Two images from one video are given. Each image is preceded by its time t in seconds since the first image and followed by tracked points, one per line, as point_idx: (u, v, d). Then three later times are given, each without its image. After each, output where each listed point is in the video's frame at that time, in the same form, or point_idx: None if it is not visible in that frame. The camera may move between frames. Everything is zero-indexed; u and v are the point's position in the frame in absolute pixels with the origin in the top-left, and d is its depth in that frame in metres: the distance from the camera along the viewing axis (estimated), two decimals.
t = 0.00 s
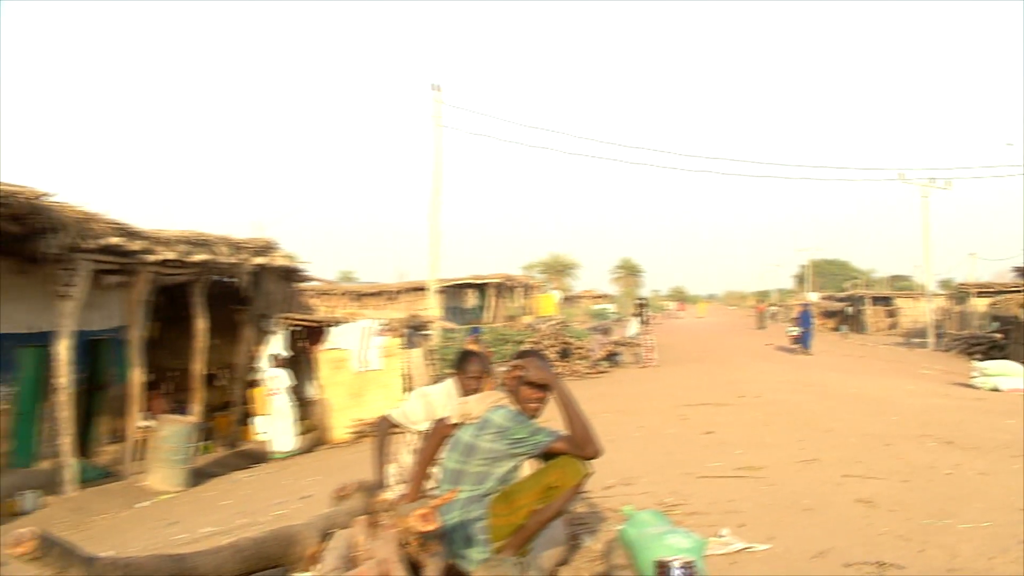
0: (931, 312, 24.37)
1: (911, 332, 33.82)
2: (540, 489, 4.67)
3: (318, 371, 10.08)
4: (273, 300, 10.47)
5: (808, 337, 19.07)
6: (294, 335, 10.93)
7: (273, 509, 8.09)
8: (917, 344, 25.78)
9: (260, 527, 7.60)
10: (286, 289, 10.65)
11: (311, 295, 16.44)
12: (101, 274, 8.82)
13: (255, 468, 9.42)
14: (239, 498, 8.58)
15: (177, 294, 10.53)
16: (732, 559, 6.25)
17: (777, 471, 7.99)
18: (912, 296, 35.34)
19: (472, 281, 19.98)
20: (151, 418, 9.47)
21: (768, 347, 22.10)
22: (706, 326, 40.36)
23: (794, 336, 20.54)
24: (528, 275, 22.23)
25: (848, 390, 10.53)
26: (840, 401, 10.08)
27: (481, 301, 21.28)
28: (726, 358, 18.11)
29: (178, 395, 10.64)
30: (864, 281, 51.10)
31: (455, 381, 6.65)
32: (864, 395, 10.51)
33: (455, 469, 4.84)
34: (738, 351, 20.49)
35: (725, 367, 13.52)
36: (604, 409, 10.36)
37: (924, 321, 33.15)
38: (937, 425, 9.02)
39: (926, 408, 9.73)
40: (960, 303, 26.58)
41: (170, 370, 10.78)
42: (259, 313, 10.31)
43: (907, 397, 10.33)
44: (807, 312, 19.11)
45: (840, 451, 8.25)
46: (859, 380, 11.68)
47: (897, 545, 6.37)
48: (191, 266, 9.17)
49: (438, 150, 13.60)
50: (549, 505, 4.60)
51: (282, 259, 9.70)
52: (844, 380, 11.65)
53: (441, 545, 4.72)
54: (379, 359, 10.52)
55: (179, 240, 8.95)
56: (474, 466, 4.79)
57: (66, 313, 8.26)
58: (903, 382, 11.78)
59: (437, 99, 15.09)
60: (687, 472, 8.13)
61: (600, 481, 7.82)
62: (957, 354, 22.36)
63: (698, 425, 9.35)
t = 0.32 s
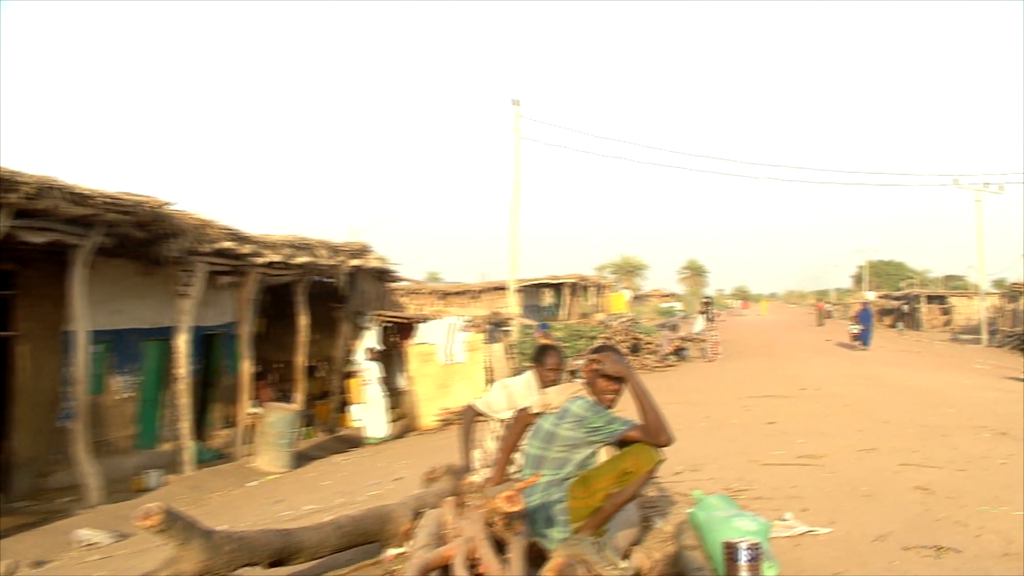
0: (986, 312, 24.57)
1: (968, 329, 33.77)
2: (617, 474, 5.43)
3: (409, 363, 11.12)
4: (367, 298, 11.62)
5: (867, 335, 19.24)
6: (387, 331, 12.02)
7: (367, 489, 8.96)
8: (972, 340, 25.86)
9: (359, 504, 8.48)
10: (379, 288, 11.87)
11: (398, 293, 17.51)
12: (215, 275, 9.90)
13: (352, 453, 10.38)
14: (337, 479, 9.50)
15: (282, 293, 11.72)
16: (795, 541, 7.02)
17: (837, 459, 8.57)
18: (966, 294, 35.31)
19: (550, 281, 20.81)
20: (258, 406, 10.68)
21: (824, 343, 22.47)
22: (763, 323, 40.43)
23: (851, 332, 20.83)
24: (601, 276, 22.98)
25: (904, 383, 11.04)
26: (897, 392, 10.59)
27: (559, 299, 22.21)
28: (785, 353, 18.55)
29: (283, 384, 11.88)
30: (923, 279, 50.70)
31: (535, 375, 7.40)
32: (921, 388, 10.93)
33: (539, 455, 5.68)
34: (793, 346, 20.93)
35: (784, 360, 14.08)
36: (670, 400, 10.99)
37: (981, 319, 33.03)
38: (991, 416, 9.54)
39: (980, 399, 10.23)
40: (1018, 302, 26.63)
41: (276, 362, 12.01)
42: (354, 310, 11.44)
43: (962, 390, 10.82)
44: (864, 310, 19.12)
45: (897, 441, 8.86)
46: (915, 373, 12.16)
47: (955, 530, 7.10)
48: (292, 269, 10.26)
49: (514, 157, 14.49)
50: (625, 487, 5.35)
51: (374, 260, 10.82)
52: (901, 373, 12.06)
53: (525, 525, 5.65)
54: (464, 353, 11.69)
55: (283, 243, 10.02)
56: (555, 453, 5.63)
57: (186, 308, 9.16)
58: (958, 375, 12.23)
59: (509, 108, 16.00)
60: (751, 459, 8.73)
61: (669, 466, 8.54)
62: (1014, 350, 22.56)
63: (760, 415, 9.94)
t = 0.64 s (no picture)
0: None
1: (1012, 327, 33.93)
2: (677, 461, 6.16)
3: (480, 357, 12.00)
4: (443, 297, 12.79)
5: (913, 333, 19.29)
6: (461, 328, 12.88)
7: (444, 472, 9.81)
8: (1016, 339, 26.01)
9: (436, 486, 9.33)
10: (453, 287, 12.93)
11: (472, 293, 18.42)
12: (305, 275, 10.95)
13: (428, 440, 11.28)
14: (415, 462, 10.40)
15: (364, 292, 12.80)
16: (846, 525, 7.74)
17: (884, 450, 9.18)
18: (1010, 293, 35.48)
19: (612, 280, 21.50)
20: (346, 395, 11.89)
21: (872, 339, 22.78)
22: (813, 320, 40.62)
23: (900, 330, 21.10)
24: (656, 276, 23.67)
25: (948, 377, 11.60)
26: (942, 387, 11.15)
27: (620, 297, 22.89)
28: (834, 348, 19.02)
29: (366, 376, 12.92)
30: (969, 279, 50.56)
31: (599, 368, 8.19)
32: (968, 385, 11.35)
33: (604, 443, 6.67)
34: (841, 343, 21.30)
35: (830, 356, 14.64)
36: (724, 393, 11.59)
37: None
38: None
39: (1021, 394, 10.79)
40: None
41: (359, 355, 13.02)
42: (432, 308, 12.48)
43: (1005, 383, 11.36)
44: (909, 309, 19.19)
45: (942, 432, 9.53)
46: (957, 367, 12.70)
47: (999, 516, 7.87)
48: (374, 269, 11.21)
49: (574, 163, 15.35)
50: (684, 474, 6.08)
51: (449, 262, 11.86)
52: (947, 369, 12.46)
53: (592, 507, 6.56)
54: (532, 348, 12.38)
55: (367, 247, 10.93)
56: (618, 440, 6.58)
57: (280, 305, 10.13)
58: (999, 370, 12.74)
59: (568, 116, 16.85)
60: (802, 448, 9.31)
61: (724, 454, 9.21)
62: None
63: (811, 406, 10.50)
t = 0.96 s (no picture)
0: None
1: None
2: (728, 450, 7.00)
3: (539, 352, 12.76)
4: (504, 296, 13.69)
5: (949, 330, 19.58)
6: (521, 324, 13.75)
7: (507, 458, 10.65)
8: None
9: (501, 470, 10.18)
10: (514, 287, 13.82)
11: (528, 292, 19.30)
12: (380, 277, 11.95)
13: (491, 428, 12.14)
14: (482, 449, 11.30)
15: (432, 292, 13.81)
16: (886, 511, 8.35)
17: (923, 440, 9.75)
18: None
19: (661, 280, 22.21)
20: (416, 387, 12.87)
21: (914, 335, 23.13)
22: (859, 319, 40.82)
23: (942, 327, 21.42)
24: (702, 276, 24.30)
25: (986, 373, 12.14)
26: (981, 382, 11.72)
27: (668, 296, 23.59)
28: (876, 346, 19.57)
29: (434, 369, 13.90)
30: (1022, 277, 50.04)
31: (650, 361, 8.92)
32: (1004, 382, 11.79)
33: (658, 432, 7.53)
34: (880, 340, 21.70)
35: (871, 352, 15.22)
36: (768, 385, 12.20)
37: None
38: None
39: None
40: None
41: (427, 349, 14.02)
42: (495, 306, 13.40)
43: None
44: (944, 308, 19.52)
45: (980, 424, 10.10)
46: (996, 363, 13.22)
47: None
48: (442, 270, 12.15)
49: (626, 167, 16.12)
50: (733, 462, 6.84)
51: (510, 263, 12.75)
52: (986, 365, 12.96)
53: (646, 493, 7.36)
54: (587, 343, 13.13)
55: (436, 250, 11.84)
56: (671, 429, 7.41)
57: (357, 303, 11.11)
58: None
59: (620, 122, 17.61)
60: (844, 438, 9.90)
61: (769, 444, 9.87)
62: None
63: (853, 398, 11.09)
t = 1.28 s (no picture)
0: None
1: None
2: (759, 439, 7.80)
3: (581, 348, 13.68)
4: (549, 295, 14.59)
5: (968, 328, 20.82)
6: (564, 322, 14.70)
7: (551, 445, 11.54)
8: None
9: (546, 457, 11.06)
10: (558, 287, 14.75)
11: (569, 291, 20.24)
12: (434, 278, 12.92)
13: (535, 417, 13.05)
14: (529, 436, 12.20)
15: (482, 291, 14.80)
16: (909, 497, 9.00)
17: (943, 431, 10.41)
18: None
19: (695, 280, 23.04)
20: (467, 379, 13.85)
21: (942, 333, 23.74)
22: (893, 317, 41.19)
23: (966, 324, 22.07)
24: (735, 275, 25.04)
25: (1004, 368, 12.79)
26: (998, 376, 12.37)
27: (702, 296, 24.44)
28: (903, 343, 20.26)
29: (483, 363, 14.89)
30: None
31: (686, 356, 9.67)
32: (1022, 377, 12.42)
33: (695, 421, 8.34)
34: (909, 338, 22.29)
35: (896, 348, 15.91)
36: (796, 379, 12.90)
37: None
38: None
39: None
40: None
41: (477, 345, 15.01)
42: (540, 305, 14.34)
43: None
44: (964, 308, 20.88)
45: (998, 416, 10.75)
46: (1015, 359, 13.86)
47: None
48: (491, 272, 13.09)
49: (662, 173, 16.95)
50: (767, 452, 7.63)
51: (554, 264, 13.66)
52: (1006, 361, 13.60)
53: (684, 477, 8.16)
54: (625, 339, 13.97)
55: (485, 253, 12.79)
56: (706, 419, 8.22)
57: (413, 302, 12.08)
58: None
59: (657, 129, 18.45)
60: (868, 429, 10.57)
61: (796, 433, 10.59)
62: None
63: (877, 391, 11.79)
